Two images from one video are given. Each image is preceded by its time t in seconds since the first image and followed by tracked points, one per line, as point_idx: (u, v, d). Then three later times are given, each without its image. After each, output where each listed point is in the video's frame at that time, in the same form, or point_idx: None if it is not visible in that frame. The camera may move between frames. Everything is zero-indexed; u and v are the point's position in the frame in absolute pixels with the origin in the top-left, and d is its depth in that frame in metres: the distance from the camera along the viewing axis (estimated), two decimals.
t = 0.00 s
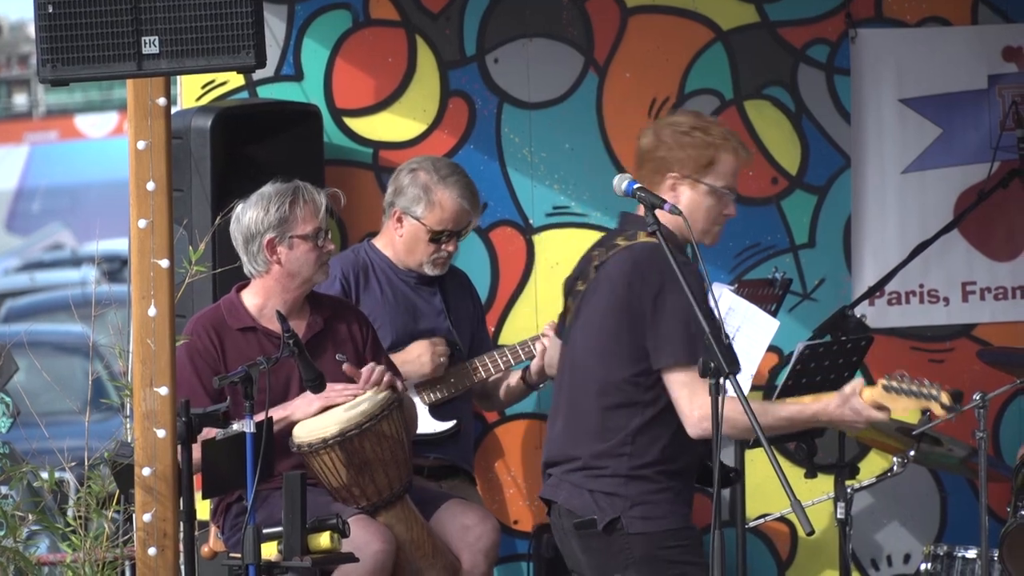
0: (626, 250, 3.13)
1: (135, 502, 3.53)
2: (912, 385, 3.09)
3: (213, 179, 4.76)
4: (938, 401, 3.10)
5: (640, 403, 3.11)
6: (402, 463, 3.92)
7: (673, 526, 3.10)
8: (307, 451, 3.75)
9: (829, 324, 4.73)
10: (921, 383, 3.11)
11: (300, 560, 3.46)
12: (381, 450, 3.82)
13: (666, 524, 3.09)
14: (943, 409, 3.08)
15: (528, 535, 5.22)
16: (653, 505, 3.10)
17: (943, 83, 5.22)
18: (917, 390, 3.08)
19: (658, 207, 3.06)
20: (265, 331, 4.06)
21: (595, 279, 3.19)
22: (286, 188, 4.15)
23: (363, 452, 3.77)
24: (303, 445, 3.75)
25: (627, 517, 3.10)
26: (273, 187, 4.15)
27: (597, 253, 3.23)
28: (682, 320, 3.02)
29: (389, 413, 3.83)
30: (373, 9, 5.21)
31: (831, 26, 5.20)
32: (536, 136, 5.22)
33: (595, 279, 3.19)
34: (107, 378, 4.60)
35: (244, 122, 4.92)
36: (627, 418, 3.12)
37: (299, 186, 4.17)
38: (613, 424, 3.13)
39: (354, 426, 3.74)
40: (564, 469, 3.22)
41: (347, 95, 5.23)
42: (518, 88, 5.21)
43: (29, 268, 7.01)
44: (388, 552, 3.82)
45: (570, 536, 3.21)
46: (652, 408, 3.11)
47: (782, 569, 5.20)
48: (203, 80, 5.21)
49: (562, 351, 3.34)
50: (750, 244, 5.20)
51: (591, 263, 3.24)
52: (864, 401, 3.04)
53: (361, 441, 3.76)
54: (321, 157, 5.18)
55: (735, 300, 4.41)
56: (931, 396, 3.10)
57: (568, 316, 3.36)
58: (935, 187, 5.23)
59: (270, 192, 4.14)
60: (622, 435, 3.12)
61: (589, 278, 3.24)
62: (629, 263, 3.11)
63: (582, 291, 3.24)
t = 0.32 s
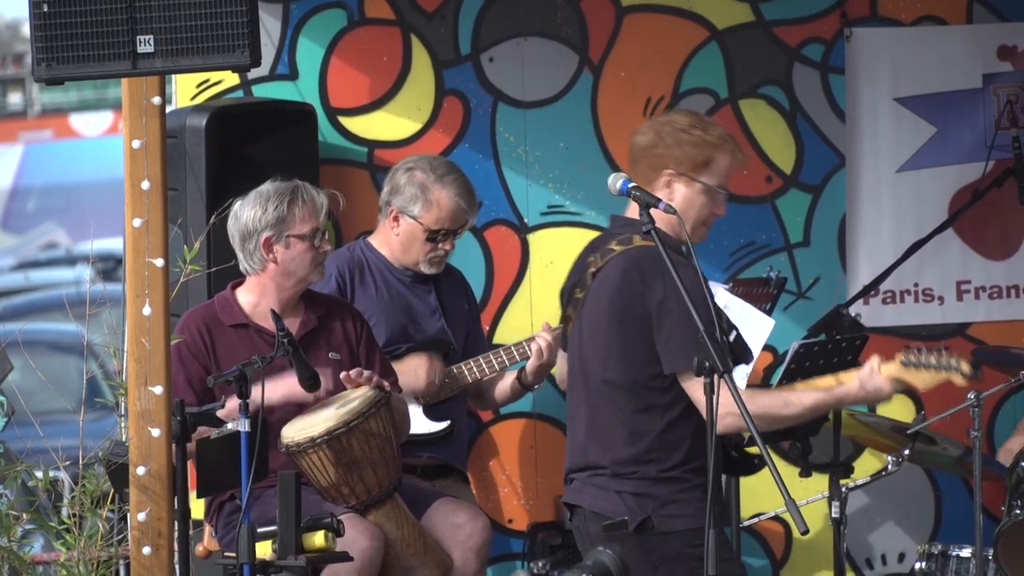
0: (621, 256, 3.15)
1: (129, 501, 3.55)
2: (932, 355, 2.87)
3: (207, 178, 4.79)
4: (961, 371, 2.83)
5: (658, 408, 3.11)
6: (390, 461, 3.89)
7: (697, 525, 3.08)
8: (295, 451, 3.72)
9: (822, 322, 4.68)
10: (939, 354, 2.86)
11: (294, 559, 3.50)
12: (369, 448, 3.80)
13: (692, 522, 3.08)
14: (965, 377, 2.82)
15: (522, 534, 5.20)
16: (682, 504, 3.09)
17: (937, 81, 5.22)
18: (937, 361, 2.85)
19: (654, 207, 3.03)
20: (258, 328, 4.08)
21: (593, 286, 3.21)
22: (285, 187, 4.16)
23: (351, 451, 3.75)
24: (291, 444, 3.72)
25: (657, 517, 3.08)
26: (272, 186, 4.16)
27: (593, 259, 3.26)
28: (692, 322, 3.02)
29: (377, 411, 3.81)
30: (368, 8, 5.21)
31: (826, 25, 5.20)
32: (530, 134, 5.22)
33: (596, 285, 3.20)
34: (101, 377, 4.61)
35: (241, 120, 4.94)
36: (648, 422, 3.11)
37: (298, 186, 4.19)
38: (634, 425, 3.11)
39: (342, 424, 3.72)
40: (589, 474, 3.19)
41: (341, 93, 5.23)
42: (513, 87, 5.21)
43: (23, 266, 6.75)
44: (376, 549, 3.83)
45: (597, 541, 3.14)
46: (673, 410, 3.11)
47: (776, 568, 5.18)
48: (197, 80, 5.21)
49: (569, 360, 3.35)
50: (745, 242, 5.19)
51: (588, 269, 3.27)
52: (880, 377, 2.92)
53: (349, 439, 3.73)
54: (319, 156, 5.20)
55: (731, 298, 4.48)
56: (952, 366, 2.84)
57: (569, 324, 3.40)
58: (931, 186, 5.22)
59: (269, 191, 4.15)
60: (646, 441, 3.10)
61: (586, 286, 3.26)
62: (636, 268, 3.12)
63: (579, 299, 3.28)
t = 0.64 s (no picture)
0: (529, 260, 3.14)
1: (103, 500, 3.79)
2: (845, 304, 2.86)
3: (180, 176, 4.84)
4: (874, 313, 2.81)
5: (589, 404, 3.08)
6: (363, 460, 3.93)
7: (642, 521, 3.07)
8: (268, 451, 3.76)
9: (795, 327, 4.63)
10: (850, 299, 2.85)
11: (265, 559, 3.56)
12: (342, 447, 3.83)
13: (639, 519, 3.06)
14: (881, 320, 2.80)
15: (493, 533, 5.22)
16: (628, 502, 3.06)
17: (912, 81, 5.20)
18: (851, 307, 2.83)
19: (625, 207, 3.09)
20: (229, 327, 4.06)
21: (508, 295, 3.18)
22: (253, 187, 4.16)
23: (324, 450, 3.79)
24: (265, 444, 3.75)
25: (603, 516, 3.06)
26: (240, 186, 4.16)
27: (504, 271, 3.23)
28: (604, 314, 3.02)
29: (349, 409, 3.85)
30: (341, 8, 5.19)
31: (799, 24, 5.19)
32: (503, 134, 5.20)
33: (512, 296, 3.17)
34: (75, 377, 4.63)
35: (215, 121, 4.95)
36: (582, 419, 3.09)
37: (265, 187, 4.18)
38: (570, 429, 3.10)
39: (315, 423, 3.76)
40: (536, 475, 3.16)
41: (313, 93, 5.22)
42: (485, 87, 5.19)
43: None
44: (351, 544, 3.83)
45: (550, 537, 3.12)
46: (601, 406, 3.08)
47: (747, 567, 5.21)
48: (170, 79, 5.21)
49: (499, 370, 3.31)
50: (717, 242, 5.19)
51: (503, 281, 3.23)
52: (803, 333, 2.89)
53: (321, 438, 3.77)
54: (290, 154, 5.19)
55: (703, 299, 4.46)
56: (864, 309, 2.82)
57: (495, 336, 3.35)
58: (904, 186, 5.21)
59: (237, 192, 4.15)
60: (584, 439, 3.08)
61: (504, 296, 3.23)
62: (544, 272, 3.10)
63: (501, 312, 3.23)
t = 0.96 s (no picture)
0: (434, 266, 3.17)
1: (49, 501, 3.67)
2: (748, 304, 2.99)
3: (129, 176, 4.82)
4: (778, 313, 2.95)
5: (499, 408, 3.12)
6: (314, 463, 3.91)
7: (569, 521, 3.09)
8: (218, 453, 3.73)
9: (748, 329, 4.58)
10: (752, 300, 2.98)
11: (214, 558, 3.53)
12: (293, 449, 3.81)
13: (560, 521, 3.08)
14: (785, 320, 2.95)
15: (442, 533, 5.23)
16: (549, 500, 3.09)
17: (862, 80, 5.20)
18: (756, 307, 2.96)
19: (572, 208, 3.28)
20: (181, 328, 4.01)
21: (415, 303, 3.21)
22: (201, 189, 4.10)
23: (273, 452, 3.77)
24: (214, 446, 3.73)
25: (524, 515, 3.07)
26: (188, 188, 4.10)
27: (411, 277, 3.25)
28: (504, 317, 3.07)
29: (300, 412, 3.82)
30: (290, 8, 5.19)
31: (748, 24, 5.19)
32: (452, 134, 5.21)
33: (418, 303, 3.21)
34: (24, 379, 4.64)
35: (162, 122, 4.92)
36: (493, 423, 3.12)
37: (214, 188, 4.13)
38: (480, 434, 3.13)
39: (264, 425, 3.74)
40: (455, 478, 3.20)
41: (262, 93, 5.22)
42: (434, 86, 5.20)
43: None
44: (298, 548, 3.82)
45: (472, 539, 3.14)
46: (513, 409, 3.12)
47: (696, 567, 5.21)
48: (119, 79, 5.21)
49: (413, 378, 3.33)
50: (666, 242, 5.19)
51: (409, 289, 3.27)
52: (705, 337, 3.02)
53: (272, 439, 3.75)
54: (237, 156, 5.19)
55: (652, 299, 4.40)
56: (769, 310, 2.96)
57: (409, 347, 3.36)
58: (853, 185, 5.21)
59: (186, 193, 4.09)
60: (493, 445, 3.11)
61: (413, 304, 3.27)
62: (451, 278, 3.14)
63: (410, 319, 3.27)
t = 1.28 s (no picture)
0: (382, 264, 3.20)
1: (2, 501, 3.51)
2: (693, 316, 3.70)
3: (82, 175, 4.79)
4: (719, 324, 3.68)
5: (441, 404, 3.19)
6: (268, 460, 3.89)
7: (510, 520, 3.17)
8: (169, 446, 3.74)
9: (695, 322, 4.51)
10: (698, 313, 3.70)
11: (166, 559, 3.46)
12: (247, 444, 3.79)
13: (502, 520, 3.17)
14: (726, 331, 3.67)
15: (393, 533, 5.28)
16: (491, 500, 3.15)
17: (815, 79, 5.19)
18: (700, 319, 3.69)
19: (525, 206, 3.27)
20: (136, 330, 4.01)
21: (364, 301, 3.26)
22: (155, 189, 4.08)
23: (226, 447, 3.75)
24: (165, 440, 3.73)
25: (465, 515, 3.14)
26: (143, 187, 4.08)
27: (362, 272, 3.28)
28: (440, 319, 3.10)
29: (252, 408, 3.79)
30: (242, 7, 5.19)
31: (701, 23, 5.18)
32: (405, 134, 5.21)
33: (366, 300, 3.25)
34: None
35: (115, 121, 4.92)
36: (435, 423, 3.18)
37: (168, 188, 4.10)
38: (422, 432, 3.18)
39: (216, 420, 3.72)
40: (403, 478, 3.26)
41: (214, 93, 5.22)
42: (386, 86, 5.20)
43: None
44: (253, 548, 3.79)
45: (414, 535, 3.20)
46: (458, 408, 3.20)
47: (649, 566, 5.20)
48: (71, 79, 5.21)
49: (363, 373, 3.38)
50: (619, 241, 5.19)
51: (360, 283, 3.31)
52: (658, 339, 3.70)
53: (224, 434, 3.73)
54: (191, 155, 5.16)
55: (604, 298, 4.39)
56: (711, 322, 3.69)
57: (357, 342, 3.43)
58: (806, 184, 5.21)
59: (140, 193, 4.07)
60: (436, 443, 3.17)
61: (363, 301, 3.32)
62: (395, 276, 3.17)
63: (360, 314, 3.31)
